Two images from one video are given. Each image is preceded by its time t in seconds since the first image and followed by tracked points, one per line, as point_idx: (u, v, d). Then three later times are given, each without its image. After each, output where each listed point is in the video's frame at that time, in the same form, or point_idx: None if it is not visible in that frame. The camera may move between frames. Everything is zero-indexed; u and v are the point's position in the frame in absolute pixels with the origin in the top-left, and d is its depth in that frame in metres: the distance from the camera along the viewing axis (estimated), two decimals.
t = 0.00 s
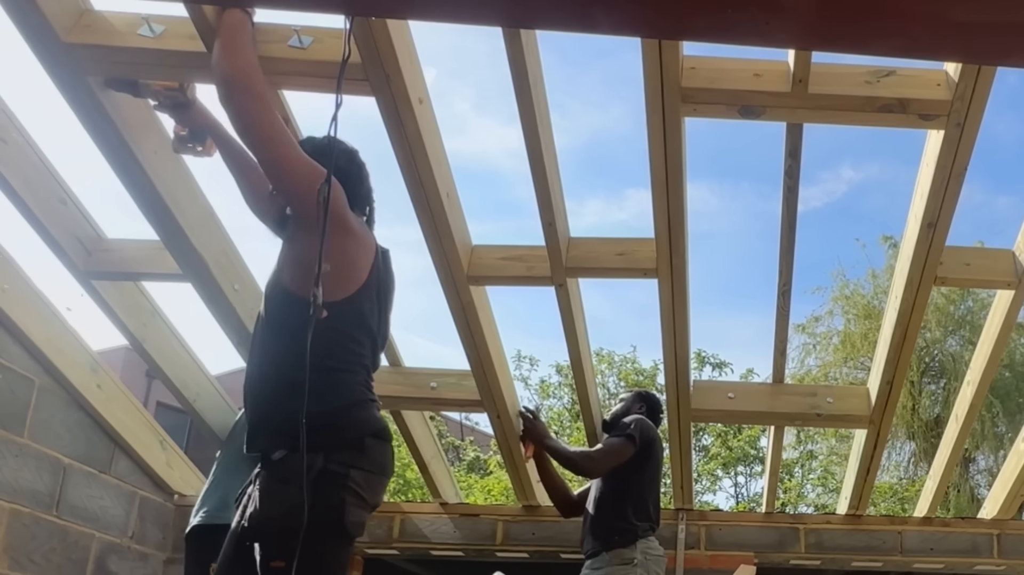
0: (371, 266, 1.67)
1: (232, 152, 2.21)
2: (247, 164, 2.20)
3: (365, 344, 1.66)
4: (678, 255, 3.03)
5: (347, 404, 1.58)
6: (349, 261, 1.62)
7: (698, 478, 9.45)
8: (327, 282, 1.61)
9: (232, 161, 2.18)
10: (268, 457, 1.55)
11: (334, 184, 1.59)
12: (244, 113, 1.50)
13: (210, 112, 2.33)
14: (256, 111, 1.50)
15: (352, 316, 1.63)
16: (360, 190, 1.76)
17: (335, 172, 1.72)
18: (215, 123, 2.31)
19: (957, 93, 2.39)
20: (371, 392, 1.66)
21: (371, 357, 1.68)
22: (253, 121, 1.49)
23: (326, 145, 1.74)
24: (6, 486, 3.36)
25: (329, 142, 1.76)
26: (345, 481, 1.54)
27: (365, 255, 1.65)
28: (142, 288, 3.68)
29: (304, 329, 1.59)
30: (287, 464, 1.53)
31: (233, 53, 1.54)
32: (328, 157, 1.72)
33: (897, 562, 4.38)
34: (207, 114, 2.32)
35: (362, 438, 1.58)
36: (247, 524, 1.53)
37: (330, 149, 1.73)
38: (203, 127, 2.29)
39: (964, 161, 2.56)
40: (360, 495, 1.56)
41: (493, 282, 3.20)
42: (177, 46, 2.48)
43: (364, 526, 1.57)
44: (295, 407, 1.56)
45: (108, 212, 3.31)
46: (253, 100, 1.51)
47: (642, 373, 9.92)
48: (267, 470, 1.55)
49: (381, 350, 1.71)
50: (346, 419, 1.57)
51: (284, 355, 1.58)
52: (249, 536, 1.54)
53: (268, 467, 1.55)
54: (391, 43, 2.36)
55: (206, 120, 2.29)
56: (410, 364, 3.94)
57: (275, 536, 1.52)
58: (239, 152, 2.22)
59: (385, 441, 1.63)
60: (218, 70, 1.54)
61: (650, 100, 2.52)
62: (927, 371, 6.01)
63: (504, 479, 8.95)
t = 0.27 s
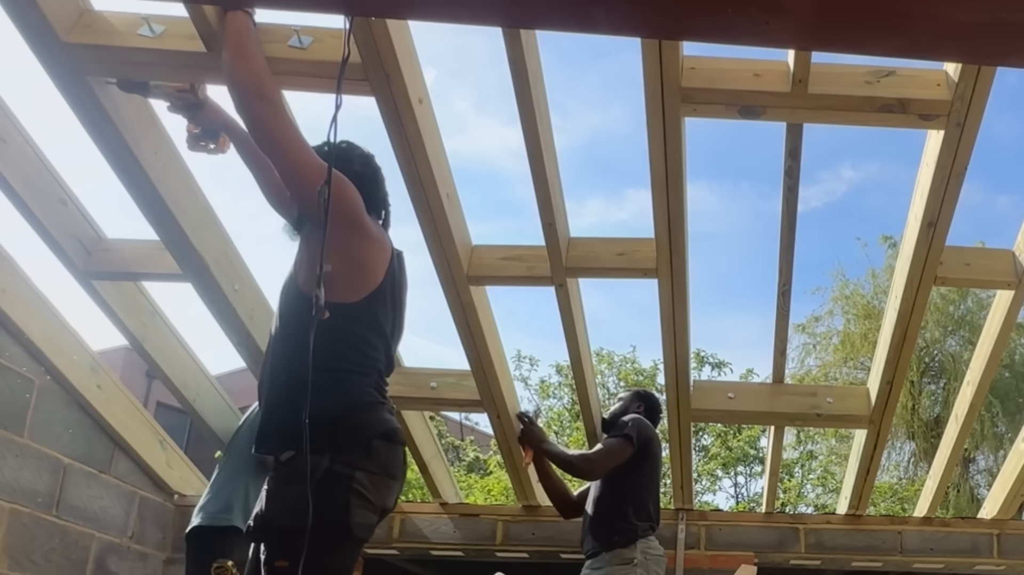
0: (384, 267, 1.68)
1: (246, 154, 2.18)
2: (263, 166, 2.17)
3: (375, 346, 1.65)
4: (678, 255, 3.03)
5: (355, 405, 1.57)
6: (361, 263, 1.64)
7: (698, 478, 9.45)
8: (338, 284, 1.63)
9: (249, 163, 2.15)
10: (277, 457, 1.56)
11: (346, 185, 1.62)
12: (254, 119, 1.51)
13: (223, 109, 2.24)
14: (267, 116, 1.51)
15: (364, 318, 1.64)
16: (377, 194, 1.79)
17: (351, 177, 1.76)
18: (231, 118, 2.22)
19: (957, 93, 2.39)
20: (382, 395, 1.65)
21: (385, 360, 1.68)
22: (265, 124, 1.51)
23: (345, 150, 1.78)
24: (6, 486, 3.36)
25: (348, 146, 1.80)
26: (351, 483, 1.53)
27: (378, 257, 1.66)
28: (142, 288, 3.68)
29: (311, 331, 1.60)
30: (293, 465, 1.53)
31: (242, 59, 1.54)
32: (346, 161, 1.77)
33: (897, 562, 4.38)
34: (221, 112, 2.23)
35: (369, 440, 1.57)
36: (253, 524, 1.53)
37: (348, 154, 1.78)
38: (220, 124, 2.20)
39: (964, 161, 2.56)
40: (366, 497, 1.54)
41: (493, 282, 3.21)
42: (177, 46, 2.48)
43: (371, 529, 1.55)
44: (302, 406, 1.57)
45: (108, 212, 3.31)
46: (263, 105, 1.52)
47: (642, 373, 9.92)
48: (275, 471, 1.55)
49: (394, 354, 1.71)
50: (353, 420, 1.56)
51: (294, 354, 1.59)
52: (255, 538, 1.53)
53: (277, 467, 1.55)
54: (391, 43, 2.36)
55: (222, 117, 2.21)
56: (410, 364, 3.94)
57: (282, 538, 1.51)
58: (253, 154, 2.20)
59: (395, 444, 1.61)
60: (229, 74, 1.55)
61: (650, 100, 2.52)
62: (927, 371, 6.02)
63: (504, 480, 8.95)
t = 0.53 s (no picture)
0: (390, 271, 1.69)
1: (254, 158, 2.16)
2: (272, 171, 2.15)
3: (379, 347, 1.65)
4: (678, 255, 3.03)
5: (358, 406, 1.57)
6: (367, 264, 1.63)
7: (698, 478, 9.45)
8: (344, 285, 1.63)
9: (256, 167, 2.13)
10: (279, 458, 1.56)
11: (352, 186, 1.62)
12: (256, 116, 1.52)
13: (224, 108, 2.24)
14: (272, 114, 1.51)
15: (368, 318, 1.64)
16: (383, 195, 1.80)
17: (356, 178, 1.77)
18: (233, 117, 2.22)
19: (957, 94, 2.39)
20: (386, 396, 1.65)
21: (389, 362, 1.68)
22: (270, 123, 1.51)
23: (347, 152, 1.79)
24: (6, 486, 3.36)
25: (355, 150, 1.82)
26: (352, 483, 1.53)
27: (384, 260, 1.67)
28: (142, 288, 3.68)
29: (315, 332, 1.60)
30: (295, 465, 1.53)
31: (248, 61, 1.57)
32: (352, 163, 1.79)
33: (897, 562, 4.38)
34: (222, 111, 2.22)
35: (371, 440, 1.57)
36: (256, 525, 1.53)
37: (353, 156, 1.79)
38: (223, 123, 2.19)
39: (964, 161, 2.56)
40: (368, 499, 1.54)
41: (493, 282, 3.21)
42: (177, 46, 2.48)
43: (374, 531, 1.54)
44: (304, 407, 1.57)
45: (108, 213, 3.31)
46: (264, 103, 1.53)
47: (642, 373, 9.92)
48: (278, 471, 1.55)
49: (399, 355, 1.71)
50: (355, 420, 1.56)
51: (296, 355, 1.60)
52: (257, 539, 1.53)
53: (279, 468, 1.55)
54: (391, 44, 2.36)
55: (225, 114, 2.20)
56: (410, 364, 3.94)
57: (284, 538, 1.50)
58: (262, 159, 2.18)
59: (398, 445, 1.61)
60: (235, 75, 1.57)
61: (650, 100, 2.52)
62: (927, 371, 6.02)
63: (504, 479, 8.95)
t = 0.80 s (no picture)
0: (392, 271, 1.68)
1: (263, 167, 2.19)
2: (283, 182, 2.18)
3: (376, 345, 1.65)
4: (678, 255, 3.03)
5: (352, 405, 1.57)
6: (368, 264, 1.63)
7: (698, 478, 9.46)
8: (345, 284, 1.63)
9: (265, 173, 2.15)
10: (274, 458, 1.56)
11: (354, 185, 1.62)
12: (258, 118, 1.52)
13: (231, 108, 2.21)
14: (273, 112, 1.51)
15: (365, 318, 1.63)
16: (386, 195, 1.80)
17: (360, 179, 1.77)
18: (238, 117, 2.19)
19: (957, 93, 2.39)
20: (381, 396, 1.65)
21: (386, 361, 1.68)
22: (271, 121, 1.51)
23: (352, 153, 1.79)
24: (6, 486, 3.36)
25: (359, 150, 1.81)
26: (346, 483, 1.53)
27: (385, 259, 1.66)
28: (142, 288, 3.68)
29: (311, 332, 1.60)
30: (289, 464, 1.54)
31: (250, 59, 1.57)
32: (356, 164, 1.78)
33: (897, 562, 4.38)
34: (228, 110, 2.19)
35: (365, 440, 1.56)
36: (250, 525, 1.53)
37: (358, 156, 1.79)
38: (227, 124, 2.16)
39: (964, 161, 2.56)
40: (362, 498, 1.54)
41: (493, 282, 3.21)
42: (177, 46, 2.47)
43: (369, 530, 1.54)
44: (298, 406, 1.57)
45: (108, 213, 3.31)
46: (267, 103, 1.53)
47: (642, 373, 9.92)
48: (272, 470, 1.55)
49: (396, 354, 1.71)
50: (349, 419, 1.56)
51: (291, 354, 1.60)
52: (252, 538, 1.53)
53: (273, 467, 1.56)
54: (392, 44, 2.36)
55: (228, 114, 2.17)
56: (410, 364, 3.94)
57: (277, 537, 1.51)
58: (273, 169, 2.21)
59: (391, 444, 1.61)
60: (237, 74, 1.57)
61: (649, 99, 2.52)
62: (927, 371, 6.02)
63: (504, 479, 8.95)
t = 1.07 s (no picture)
0: (389, 271, 1.68)
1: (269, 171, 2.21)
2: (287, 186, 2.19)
3: (370, 345, 1.66)
4: (678, 255, 3.03)
5: (345, 403, 1.57)
6: (366, 263, 1.63)
7: (698, 478, 9.46)
8: (344, 284, 1.63)
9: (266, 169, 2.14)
10: (267, 458, 1.56)
11: (354, 184, 1.62)
12: (259, 117, 1.52)
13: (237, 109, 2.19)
14: (273, 111, 1.51)
15: (358, 318, 1.64)
16: (385, 195, 1.81)
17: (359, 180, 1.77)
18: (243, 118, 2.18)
19: (957, 94, 2.39)
20: (373, 395, 1.66)
21: (378, 361, 1.68)
22: (272, 121, 1.51)
23: (352, 153, 1.79)
24: (6, 486, 3.36)
25: (360, 150, 1.81)
26: (341, 481, 1.53)
27: (383, 259, 1.66)
28: (143, 288, 3.68)
29: (306, 331, 1.61)
30: (284, 463, 1.53)
31: (249, 58, 1.57)
32: (355, 164, 1.78)
33: (897, 562, 4.38)
34: (233, 111, 2.18)
35: (358, 438, 1.57)
36: (244, 525, 1.53)
37: (358, 156, 1.79)
38: (230, 125, 2.16)
39: (964, 161, 2.56)
40: (357, 497, 1.54)
41: (493, 282, 3.21)
42: (177, 46, 2.48)
43: (363, 529, 1.55)
44: (291, 406, 1.57)
45: (108, 213, 3.31)
46: (268, 102, 1.53)
47: (642, 373, 9.92)
48: (266, 470, 1.55)
49: (388, 355, 1.71)
50: (342, 418, 1.56)
51: (283, 354, 1.60)
52: (246, 539, 1.53)
53: (266, 468, 1.55)
54: (392, 44, 2.36)
55: (234, 116, 2.16)
56: (410, 364, 3.94)
57: (272, 538, 1.50)
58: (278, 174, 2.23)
59: (384, 442, 1.61)
60: (236, 73, 1.57)
61: (650, 99, 2.52)
62: (927, 371, 6.02)
63: (504, 479, 8.95)
